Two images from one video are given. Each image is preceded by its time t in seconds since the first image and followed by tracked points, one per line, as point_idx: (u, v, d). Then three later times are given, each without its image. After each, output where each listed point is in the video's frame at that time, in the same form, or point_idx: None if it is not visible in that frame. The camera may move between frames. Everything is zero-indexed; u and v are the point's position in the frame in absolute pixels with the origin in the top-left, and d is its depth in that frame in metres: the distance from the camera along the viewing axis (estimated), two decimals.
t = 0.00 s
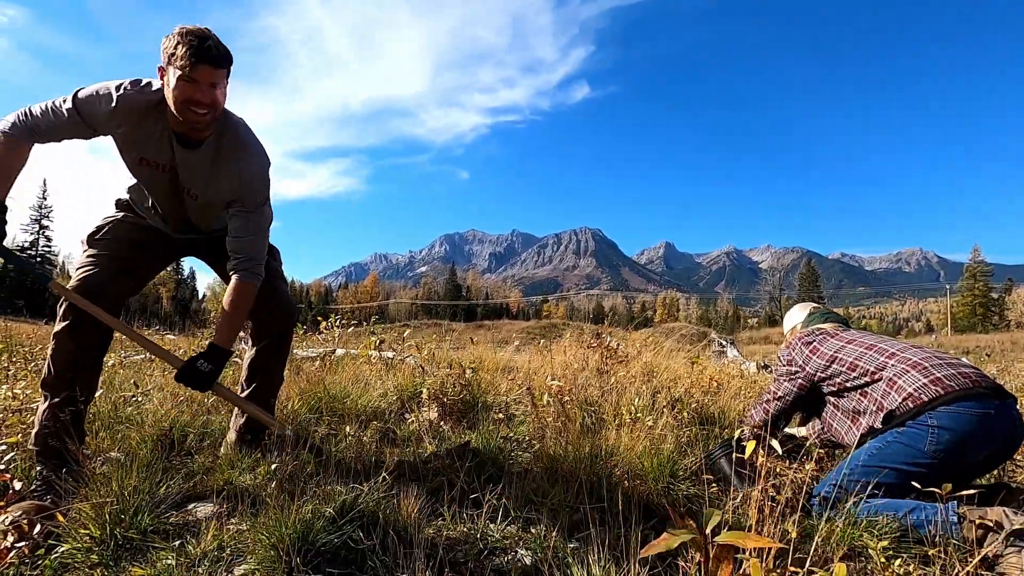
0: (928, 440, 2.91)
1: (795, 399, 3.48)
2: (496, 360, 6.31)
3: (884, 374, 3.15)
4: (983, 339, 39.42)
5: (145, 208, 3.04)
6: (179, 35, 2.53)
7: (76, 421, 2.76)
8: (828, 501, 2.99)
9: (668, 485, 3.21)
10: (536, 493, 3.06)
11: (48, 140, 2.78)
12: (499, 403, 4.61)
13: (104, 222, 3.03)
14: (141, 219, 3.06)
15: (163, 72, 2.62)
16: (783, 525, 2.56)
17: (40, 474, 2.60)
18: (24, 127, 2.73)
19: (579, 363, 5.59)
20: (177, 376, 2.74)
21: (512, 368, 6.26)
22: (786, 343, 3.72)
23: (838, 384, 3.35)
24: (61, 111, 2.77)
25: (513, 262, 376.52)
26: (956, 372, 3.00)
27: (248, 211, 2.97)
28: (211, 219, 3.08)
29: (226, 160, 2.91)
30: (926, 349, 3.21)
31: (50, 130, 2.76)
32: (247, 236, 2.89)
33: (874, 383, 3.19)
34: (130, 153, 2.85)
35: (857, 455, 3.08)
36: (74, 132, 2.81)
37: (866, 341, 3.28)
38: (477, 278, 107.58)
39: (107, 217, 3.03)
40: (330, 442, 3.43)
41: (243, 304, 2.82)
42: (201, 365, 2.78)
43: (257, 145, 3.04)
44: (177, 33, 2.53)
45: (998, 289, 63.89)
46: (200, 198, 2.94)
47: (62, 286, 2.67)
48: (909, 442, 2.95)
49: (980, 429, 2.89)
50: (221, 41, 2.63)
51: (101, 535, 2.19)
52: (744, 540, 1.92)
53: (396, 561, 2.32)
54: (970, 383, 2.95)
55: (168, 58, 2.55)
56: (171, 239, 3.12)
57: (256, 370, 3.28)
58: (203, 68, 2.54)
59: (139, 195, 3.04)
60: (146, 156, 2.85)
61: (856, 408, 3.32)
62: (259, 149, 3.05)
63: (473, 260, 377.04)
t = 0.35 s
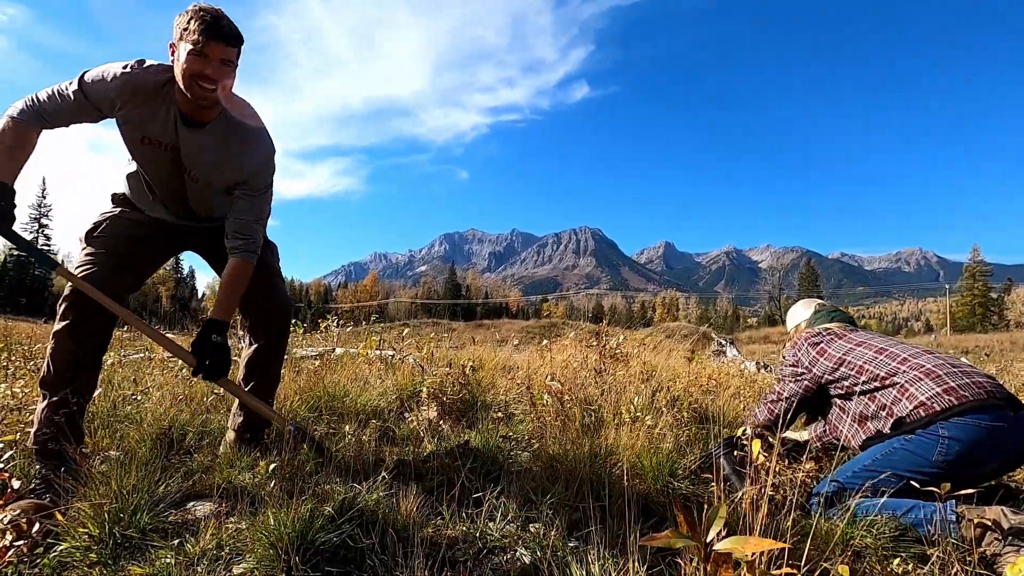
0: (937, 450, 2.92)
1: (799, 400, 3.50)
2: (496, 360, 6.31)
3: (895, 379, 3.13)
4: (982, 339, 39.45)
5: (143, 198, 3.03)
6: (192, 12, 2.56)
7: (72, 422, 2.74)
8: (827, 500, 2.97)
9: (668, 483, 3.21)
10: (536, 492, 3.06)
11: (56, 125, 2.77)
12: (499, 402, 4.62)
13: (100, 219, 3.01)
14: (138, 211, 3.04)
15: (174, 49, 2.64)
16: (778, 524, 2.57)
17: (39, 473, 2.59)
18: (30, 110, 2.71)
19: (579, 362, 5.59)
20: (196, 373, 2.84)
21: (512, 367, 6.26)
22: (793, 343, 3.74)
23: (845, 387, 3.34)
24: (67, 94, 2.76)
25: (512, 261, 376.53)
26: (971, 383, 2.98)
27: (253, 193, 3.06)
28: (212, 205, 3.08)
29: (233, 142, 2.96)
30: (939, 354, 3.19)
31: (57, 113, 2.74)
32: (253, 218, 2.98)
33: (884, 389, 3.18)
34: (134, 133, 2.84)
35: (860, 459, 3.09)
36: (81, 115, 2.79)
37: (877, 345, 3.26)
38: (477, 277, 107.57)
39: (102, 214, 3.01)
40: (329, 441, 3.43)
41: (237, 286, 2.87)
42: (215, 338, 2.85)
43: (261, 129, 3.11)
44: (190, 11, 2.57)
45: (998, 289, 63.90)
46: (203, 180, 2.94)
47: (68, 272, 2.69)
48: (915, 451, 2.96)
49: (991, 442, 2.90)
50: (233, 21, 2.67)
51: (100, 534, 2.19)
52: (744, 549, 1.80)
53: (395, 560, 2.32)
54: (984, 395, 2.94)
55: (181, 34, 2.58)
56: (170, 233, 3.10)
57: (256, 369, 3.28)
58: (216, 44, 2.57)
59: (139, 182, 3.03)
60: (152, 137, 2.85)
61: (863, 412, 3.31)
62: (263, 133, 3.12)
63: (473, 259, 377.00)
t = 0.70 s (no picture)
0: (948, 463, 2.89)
1: (810, 404, 3.45)
2: (495, 360, 6.31)
3: (910, 387, 3.09)
4: (982, 338, 39.45)
5: (142, 202, 3.01)
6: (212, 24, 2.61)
7: (71, 424, 2.74)
8: (828, 500, 2.98)
9: (668, 484, 3.21)
10: (536, 492, 3.06)
11: (61, 128, 2.75)
12: (499, 403, 4.62)
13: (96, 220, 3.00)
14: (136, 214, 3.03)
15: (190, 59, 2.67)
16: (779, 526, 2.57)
17: (38, 474, 2.58)
18: (37, 115, 2.71)
19: (579, 362, 5.59)
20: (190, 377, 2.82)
21: (512, 367, 6.26)
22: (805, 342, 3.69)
23: (858, 392, 3.30)
24: (75, 99, 2.76)
25: (512, 262, 376.54)
26: (990, 396, 2.92)
27: (254, 203, 3.11)
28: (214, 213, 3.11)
29: (239, 153, 3.02)
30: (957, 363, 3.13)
31: (63, 117, 2.73)
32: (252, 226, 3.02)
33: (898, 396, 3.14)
34: (141, 141, 2.86)
35: (863, 462, 3.08)
36: (87, 121, 2.79)
37: (893, 350, 3.21)
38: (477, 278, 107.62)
39: (97, 215, 3.01)
40: (329, 442, 3.42)
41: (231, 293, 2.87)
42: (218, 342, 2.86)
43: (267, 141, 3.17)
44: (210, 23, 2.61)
45: (998, 289, 63.85)
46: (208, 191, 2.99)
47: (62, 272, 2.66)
48: (925, 463, 2.94)
49: (1004, 458, 2.86)
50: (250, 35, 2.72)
51: (100, 534, 2.18)
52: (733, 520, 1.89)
53: (395, 560, 2.32)
54: (1002, 410, 2.88)
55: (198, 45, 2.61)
56: (165, 235, 3.09)
57: (255, 370, 3.28)
58: (233, 57, 2.60)
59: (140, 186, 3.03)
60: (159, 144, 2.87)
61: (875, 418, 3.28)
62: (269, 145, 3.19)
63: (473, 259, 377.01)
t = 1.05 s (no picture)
0: (959, 477, 2.79)
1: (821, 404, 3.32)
2: (495, 359, 6.31)
3: (930, 395, 2.85)
4: (982, 336, 39.49)
5: (140, 209, 2.99)
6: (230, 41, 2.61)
7: (70, 426, 2.73)
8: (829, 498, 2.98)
9: (668, 483, 3.20)
10: (536, 492, 3.05)
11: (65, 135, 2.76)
12: (499, 402, 4.62)
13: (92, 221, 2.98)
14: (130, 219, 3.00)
15: (205, 74, 2.66)
16: (779, 525, 2.56)
17: (38, 475, 2.58)
18: (39, 121, 2.68)
19: (579, 361, 5.58)
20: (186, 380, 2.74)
21: (512, 366, 6.26)
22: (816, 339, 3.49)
23: (872, 395, 3.12)
24: (82, 106, 2.75)
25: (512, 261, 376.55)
26: (1011, 411, 2.74)
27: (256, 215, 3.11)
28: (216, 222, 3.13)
29: (245, 165, 3.04)
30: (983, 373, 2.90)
31: (67, 123, 2.73)
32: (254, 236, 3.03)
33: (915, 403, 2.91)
34: (147, 150, 2.86)
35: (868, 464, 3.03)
36: (93, 128, 2.79)
37: (914, 354, 2.97)
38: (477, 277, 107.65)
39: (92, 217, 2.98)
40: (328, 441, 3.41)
41: (232, 294, 2.85)
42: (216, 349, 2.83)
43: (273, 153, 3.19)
44: (228, 40, 2.61)
45: (999, 287, 63.86)
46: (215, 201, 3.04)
47: (53, 274, 2.61)
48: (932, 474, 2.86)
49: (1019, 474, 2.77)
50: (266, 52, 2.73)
51: (100, 534, 2.18)
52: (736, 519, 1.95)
53: (395, 559, 2.32)
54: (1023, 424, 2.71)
55: (214, 62, 2.61)
56: (160, 240, 3.08)
57: (256, 371, 3.28)
58: (251, 77, 2.63)
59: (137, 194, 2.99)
60: (165, 154, 2.87)
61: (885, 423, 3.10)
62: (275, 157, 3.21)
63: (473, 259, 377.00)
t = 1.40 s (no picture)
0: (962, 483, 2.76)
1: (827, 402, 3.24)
2: (495, 359, 6.32)
3: (939, 400, 2.84)
4: (982, 334, 39.49)
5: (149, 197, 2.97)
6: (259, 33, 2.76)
7: (72, 428, 2.71)
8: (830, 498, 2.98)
9: (669, 483, 3.21)
10: (536, 491, 3.05)
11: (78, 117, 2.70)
12: (499, 402, 4.62)
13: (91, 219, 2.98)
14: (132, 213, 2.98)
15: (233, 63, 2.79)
16: (779, 525, 2.56)
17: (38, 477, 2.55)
18: (52, 102, 2.61)
19: (579, 361, 5.59)
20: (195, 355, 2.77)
21: (512, 365, 6.26)
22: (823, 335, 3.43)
23: (880, 393, 3.09)
24: (97, 89, 2.73)
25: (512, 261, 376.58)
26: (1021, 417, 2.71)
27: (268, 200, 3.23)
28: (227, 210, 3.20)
29: (259, 152, 3.16)
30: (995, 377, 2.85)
31: (80, 106, 2.67)
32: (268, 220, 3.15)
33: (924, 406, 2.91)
34: (164, 136, 2.88)
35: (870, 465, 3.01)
36: (108, 112, 2.76)
37: (925, 355, 2.94)
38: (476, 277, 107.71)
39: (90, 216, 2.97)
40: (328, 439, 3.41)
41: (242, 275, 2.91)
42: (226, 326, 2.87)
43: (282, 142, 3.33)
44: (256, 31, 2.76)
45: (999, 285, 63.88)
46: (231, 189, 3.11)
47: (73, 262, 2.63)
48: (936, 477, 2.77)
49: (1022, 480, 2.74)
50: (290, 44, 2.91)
51: (100, 535, 2.18)
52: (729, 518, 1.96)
53: (395, 559, 2.33)
54: None
55: (245, 50, 2.75)
56: (162, 238, 3.08)
57: (259, 369, 3.29)
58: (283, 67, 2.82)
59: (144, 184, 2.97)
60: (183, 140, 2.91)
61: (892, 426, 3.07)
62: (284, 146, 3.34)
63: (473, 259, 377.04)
